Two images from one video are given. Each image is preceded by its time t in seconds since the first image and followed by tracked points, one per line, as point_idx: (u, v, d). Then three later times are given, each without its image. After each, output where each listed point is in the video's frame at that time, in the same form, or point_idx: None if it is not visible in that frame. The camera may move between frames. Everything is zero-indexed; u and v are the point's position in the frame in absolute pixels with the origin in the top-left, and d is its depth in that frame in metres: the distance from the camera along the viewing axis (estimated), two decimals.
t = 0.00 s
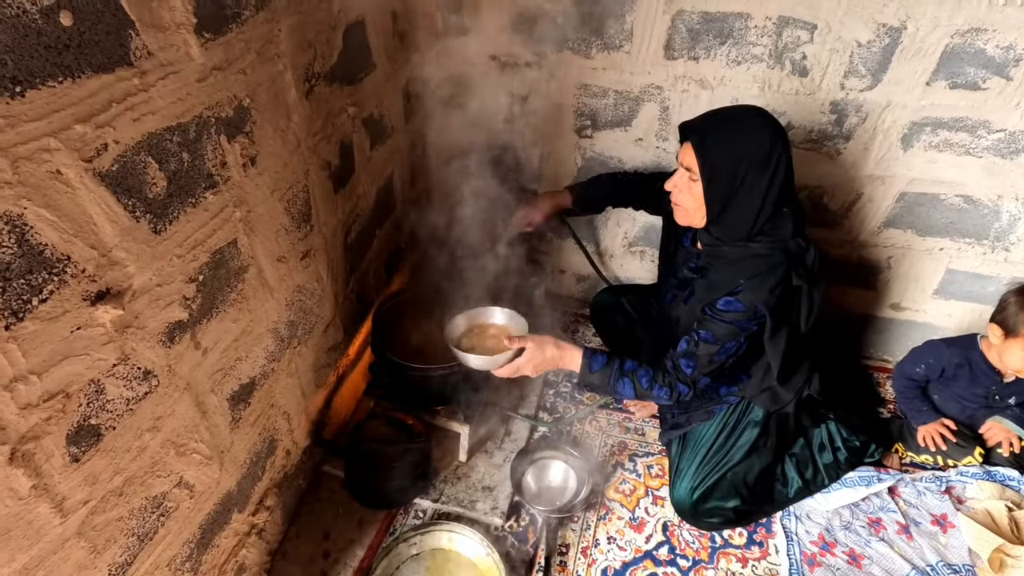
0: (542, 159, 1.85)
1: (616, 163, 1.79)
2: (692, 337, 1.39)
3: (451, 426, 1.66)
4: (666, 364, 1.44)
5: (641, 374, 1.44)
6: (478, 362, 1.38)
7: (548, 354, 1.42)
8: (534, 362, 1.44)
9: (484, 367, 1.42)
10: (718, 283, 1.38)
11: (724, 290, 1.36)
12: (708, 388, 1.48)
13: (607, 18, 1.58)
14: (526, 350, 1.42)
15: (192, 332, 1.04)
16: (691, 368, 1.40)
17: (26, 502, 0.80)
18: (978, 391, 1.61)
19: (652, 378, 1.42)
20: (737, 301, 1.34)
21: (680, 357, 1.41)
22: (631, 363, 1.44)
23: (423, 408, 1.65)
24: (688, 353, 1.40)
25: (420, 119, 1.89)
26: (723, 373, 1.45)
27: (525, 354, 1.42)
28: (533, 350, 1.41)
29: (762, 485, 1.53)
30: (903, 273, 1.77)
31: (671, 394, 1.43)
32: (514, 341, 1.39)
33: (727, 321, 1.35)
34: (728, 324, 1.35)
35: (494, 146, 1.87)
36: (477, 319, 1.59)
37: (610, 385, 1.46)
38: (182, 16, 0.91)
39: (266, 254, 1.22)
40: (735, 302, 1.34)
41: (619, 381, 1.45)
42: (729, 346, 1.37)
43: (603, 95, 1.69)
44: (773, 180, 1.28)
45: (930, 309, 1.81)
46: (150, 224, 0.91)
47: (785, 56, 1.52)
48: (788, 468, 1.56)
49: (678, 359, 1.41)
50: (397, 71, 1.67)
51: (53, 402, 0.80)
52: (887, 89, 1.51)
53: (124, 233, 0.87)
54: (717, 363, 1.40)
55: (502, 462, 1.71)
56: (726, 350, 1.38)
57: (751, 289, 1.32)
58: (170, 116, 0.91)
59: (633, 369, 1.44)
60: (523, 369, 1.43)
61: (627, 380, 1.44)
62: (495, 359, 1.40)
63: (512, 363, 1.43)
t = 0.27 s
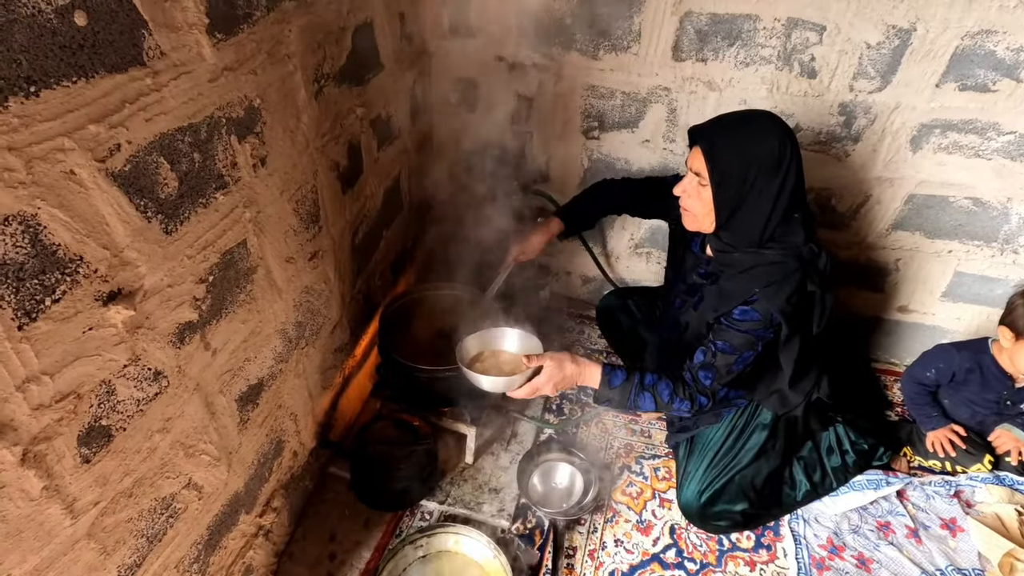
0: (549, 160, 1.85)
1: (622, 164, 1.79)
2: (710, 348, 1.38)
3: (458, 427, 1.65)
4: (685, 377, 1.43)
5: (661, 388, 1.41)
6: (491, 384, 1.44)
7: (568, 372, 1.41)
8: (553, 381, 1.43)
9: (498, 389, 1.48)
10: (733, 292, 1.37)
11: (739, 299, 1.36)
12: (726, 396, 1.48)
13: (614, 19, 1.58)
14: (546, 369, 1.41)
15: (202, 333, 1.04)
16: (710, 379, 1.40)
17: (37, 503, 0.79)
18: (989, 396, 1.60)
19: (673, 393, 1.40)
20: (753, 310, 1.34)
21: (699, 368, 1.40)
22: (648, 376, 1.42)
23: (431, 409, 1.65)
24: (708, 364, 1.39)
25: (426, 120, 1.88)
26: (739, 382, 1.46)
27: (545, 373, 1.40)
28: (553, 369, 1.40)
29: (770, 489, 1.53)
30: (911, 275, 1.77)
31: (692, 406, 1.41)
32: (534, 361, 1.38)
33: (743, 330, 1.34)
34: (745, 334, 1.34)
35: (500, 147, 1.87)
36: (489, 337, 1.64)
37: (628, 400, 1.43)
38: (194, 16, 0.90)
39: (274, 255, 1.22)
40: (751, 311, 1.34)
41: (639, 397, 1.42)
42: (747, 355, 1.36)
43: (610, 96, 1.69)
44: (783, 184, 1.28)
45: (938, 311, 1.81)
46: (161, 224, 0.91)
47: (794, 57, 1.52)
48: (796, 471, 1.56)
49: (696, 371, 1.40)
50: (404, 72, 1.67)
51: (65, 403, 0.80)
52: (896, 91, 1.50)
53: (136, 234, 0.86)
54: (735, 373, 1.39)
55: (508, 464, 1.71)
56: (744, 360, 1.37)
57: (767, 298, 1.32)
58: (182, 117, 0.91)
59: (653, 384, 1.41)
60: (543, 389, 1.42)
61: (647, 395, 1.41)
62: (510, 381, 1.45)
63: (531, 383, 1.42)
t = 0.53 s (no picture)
0: (550, 167, 1.84)
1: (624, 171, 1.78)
2: (718, 361, 1.37)
3: (460, 436, 1.64)
4: (694, 391, 1.42)
5: (672, 403, 1.42)
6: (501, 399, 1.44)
7: (577, 388, 1.42)
8: (563, 397, 1.44)
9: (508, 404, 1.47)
10: (741, 305, 1.37)
11: (746, 311, 1.35)
12: (738, 411, 1.47)
13: (616, 26, 1.57)
14: (555, 384, 1.42)
15: (202, 345, 1.03)
16: (719, 394, 1.39)
17: (36, 522, 0.78)
18: (995, 406, 1.57)
19: (684, 408, 1.40)
20: (761, 322, 1.33)
21: (707, 383, 1.39)
22: (658, 391, 1.43)
23: (431, 419, 1.63)
24: (717, 377, 1.37)
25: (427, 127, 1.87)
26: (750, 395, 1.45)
27: (554, 391, 1.42)
28: (563, 384, 1.41)
29: (774, 498, 1.52)
30: (913, 283, 1.76)
31: (703, 420, 1.41)
32: (543, 376, 1.39)
33: (752, 343, 1.33)
34: (753, 346, 1.33)
35: (502, 153, 1.86)
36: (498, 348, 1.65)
37: (640, 415, 1.44)
38: (195, 27, 0.90)
39: (275, 266, 1.21)
40: (759, 323, 1.33)
41: (650, 412, 1.44)
42: (756, 367, 1.35)
43: (612, 103, 1.68)
44: (789, 195, 1.27)
45: (941, 319, 1.80)
46: (161, 237, 0.90)
47: (797, 65, 1.51)
48: (799, 480, 1.55)
49: (706, 386, 1.39)
50: (405, 79, 1.66)
51: (64, 420, 0.79)
52: (899, 99, 1.50)
53: (137, 247, 0.86)
54: (744, 386, 1.38)
55: (509, 472, 1.70)
56: (752, 372, 1.36)
57: (775, 310, 1.31)
58: (182, 129, 0.90)
59: (664, 399, 1.42)
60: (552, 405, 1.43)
61: (657, 410, 1.42)
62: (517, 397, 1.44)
63: (541, 399, 1.43)
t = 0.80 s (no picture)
0: (552, 174, 1.84)
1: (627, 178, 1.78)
2: (716, 366, 1.37)
3: (463, 446, 1.62)
4: (691, 396, 1.41)
5: (669, 408, 1.39)
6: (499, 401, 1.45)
7: (573, 391, 1.41)
8: (560, 400, 1.43)
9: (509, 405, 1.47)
10: (739, 310, 1.35)
11: (745, 318, 1.33)
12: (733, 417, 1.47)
13: (619, 34, 1.56)
14: (552, 387, 1.41)
15: (206, 358, 1.02)
16: (717, 400, 1.38)
17: (38, 543, 0.77)
18: (992, 409, 1.57)
19: (681, 412, 1.37)
20: (759, 329, 1.31)
21: (706, 389, 1.38)
22: (653, 395, 1.40)
23: (433, 427, 1.62)
24: (714, 382, 1.37)
25: (429, 133, 1.87)
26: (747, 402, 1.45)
27: (550, 392, 1.40)
28: (559, 387, 1.40)
29: (778, 507, 1.52)
30: (915, 290, 1.76)
31: (699, 426, 1.39)
32: (539, 378, 1.39)
33: (750, 349, 1.33)
34: (751, 352, 1.33)
35: (503, 160, 1.85)
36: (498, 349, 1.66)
37: (636, 420, 1.41)
38: (198, 40, 0.89)
39: (278, 276, 1.20)
40: (758, 330, 1.32)
41: (646, 416, 1.41)
42: (754, 373, 1.35)
43: (614, 110, 1.68)
44: (790, 203, 1.27)
45: (943, 325, 1.80)
46: (165, 251, 0.89)
47: (800, 73, 1.51)
48: (803, 489, 1.55)
49: (703, 391, 1.38)
50: (407, 86, 1.66)
51: (67, 439, 0.78)
52: (902, 107, 1.49)
53: (140, 263, 0.85)
54: (742, 393, 1.38)
55: (512, 481, 1.69)
56: (749, 378, 1.36)
57: (774, 317, 1.30)
58: (185, 142, 0.89)
59: (660, 404, 1.39)
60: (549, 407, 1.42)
61: (653, 415, 1.39)
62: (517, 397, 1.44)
63: (537, 401, 1.42)
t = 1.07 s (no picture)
0: (554, 177, 1.83)
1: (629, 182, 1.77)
2: (713, 363, 1.36)
3: (466, 451, 1.61)
4: (686, 390, 1.41)
5: (660, 400, 1.41)
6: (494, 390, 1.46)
7: (564, 381, 1.42)
8: (552, 390, 1.44)
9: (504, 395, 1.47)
10: (740, 309, 1.34)
11: (746, 316, 1.32)
12: (729, 415, 1.44)
13: (621, 37, 1.55)
14: (543, 376, 1.43)
15: (207, 367, 1.01)
16: (711, 395, 1.37)
17: (38, 558, 0.76)
18: (990, 409, 1.57)
19: (671, 405, 1.39)
20: (759, 328, 1.30)
21: (701, 383, 1.38)
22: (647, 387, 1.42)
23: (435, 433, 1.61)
24: (709, 377, 1.37)
25: (430, 137, 1.86)
26: (743, 400, 1.43)
27: (541, 382, 1.42)
28: (550, 376, 1.42)
29: (782, 513, 1.51)
30: (919, 293, 1.75)
31: (690, 420, 1.40)
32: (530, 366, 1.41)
33: (748, 347, 1.31)
34: (750, 350, 1.31)
35: (505, 163, 1.84)
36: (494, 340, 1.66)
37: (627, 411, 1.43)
38: (199, 47, 0.88)
39: (280, 283, 1.19)
40: (757, 328, 1.30)
41: (638, 408, 1.43)
42: (751, 372, 1.33)
43: (617, 113, 1.67)
44: (798, 205, 1.26)
45: (946, 329, 1.79)
46: (166, 260, 0.88)
47: (804, 76, 1.50)
48: (807, 495, 1.54)
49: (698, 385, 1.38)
50: (408, 90, 1.65)
51: (67, 452, 0.77)
52: (907, 110, 1.49)
53: (141, 272, 0.84)
54: (738, 391, 1.36)
55: (514, 486, 1.68)
56: (746, 377, 1.34)
57: (775, 316, 1.28)
58: (187, 150, 0.88)
59: (651, 396, 1.41)
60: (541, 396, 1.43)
61: (646, 406, 1.41)
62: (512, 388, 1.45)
63: (529, 390, 1.43)
